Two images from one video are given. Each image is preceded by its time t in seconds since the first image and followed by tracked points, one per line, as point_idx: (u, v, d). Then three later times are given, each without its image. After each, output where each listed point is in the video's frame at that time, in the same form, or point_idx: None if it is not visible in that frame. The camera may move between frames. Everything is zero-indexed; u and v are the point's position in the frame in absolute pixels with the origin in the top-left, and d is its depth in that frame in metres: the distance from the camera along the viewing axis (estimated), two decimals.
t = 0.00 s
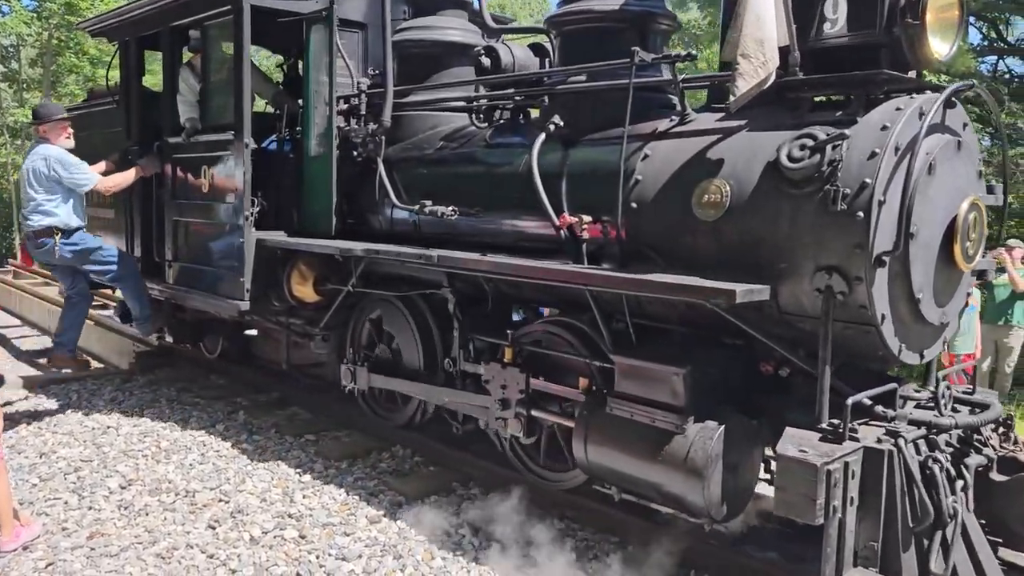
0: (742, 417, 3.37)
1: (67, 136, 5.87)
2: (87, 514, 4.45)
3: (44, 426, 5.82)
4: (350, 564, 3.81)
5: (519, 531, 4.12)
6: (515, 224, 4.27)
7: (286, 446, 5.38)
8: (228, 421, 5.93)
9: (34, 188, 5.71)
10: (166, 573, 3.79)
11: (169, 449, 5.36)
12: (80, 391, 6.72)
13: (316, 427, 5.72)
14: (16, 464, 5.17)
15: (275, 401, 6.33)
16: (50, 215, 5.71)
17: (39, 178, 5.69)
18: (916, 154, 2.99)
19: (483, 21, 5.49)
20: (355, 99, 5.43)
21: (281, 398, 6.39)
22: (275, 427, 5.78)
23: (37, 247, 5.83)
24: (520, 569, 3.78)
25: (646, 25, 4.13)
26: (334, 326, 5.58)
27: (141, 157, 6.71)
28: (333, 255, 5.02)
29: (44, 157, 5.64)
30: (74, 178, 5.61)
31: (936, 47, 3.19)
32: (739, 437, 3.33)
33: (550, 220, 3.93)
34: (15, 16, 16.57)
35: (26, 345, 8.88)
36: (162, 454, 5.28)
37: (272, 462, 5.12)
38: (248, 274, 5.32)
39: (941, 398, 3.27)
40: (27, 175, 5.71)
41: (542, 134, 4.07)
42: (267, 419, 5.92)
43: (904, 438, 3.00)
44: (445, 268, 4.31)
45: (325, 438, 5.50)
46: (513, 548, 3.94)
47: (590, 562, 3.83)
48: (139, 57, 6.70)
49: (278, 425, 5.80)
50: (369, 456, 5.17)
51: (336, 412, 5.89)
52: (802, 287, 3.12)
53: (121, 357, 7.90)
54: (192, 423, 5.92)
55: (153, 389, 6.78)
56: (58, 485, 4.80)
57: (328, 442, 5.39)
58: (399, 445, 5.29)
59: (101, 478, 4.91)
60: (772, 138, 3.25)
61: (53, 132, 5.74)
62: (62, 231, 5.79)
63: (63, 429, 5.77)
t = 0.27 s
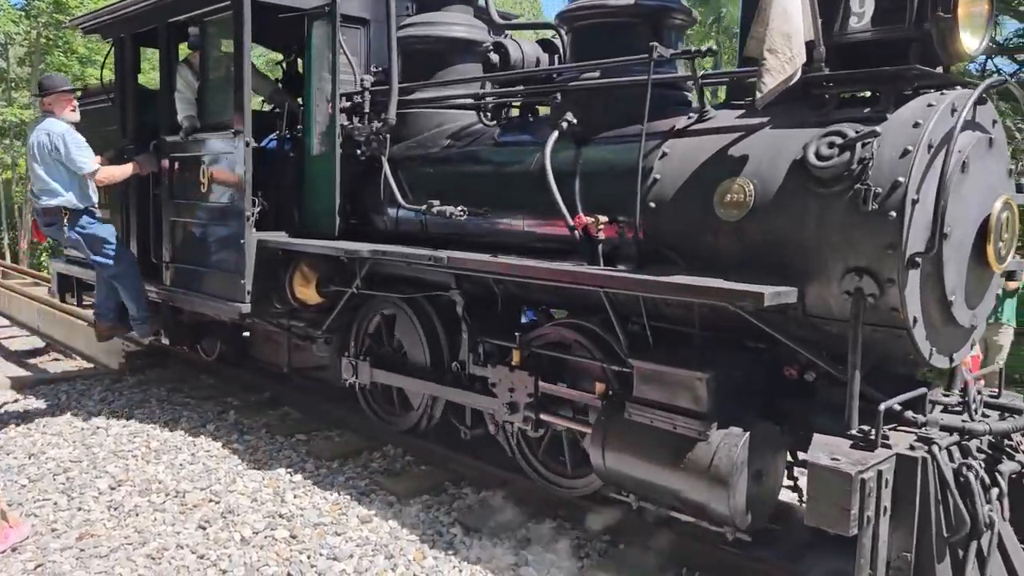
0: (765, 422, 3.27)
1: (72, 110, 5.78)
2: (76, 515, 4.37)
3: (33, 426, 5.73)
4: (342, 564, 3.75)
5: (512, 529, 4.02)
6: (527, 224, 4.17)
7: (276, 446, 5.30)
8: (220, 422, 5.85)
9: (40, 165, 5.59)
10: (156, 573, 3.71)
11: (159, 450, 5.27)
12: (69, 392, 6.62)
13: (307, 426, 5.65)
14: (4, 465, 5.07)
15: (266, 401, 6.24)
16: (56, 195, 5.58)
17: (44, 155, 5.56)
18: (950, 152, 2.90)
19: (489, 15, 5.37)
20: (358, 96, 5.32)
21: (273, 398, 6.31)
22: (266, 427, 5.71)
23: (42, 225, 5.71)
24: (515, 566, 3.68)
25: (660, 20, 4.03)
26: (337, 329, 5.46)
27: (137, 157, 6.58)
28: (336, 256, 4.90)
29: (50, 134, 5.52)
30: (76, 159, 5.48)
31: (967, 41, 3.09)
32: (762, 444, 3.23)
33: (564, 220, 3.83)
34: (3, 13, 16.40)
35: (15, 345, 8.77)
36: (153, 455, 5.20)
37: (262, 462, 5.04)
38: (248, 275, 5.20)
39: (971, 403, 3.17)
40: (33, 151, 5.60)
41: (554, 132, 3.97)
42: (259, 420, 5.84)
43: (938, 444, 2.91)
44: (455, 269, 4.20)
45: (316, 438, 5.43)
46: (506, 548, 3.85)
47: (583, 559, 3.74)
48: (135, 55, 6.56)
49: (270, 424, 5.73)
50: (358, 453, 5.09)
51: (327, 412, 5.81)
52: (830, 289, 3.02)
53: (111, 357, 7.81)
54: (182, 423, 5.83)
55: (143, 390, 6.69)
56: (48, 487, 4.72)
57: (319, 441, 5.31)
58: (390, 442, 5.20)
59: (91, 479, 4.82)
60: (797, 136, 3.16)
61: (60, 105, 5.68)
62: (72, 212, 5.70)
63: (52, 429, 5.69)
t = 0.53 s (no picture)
0: (788, 429, 3.19)
1: (80, 96, 5.86)
2: (64, 516, 4.28)
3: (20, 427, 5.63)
4: (332, 565, 3.71)
5: (505, 528, 4.00)
6: (539, 226, 4.07)
7: (266, 446, 5.26)
8: (209, 421, 5.78)
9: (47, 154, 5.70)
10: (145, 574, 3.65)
11: (148, 450, 5.18)
12: (57, 392, 6.51)
13: (296, 427, 5.59)
14: None
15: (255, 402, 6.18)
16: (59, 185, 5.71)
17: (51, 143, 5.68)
18: (984, 152, 2.82)
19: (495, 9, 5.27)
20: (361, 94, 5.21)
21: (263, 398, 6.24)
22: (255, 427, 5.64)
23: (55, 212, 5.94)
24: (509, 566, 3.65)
25: (676, 16, 3.93)
26: (339, 331, 5.35)
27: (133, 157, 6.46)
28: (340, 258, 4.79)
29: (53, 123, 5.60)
30: (73, 149, 5.50)
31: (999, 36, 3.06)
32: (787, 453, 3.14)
33: (578, 221, 3.73)
34: None
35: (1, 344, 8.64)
36: (142, 456, 5.12)
37: (252, 463, 4.99)
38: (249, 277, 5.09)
39: (1004, 412, 3.09)
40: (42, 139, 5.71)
41: (567, 131, 3.87)
42: (249, 420, 5.77)
43: (973, 454, 2.83)
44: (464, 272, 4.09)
45: (306, 438, 5.39)
46: (498, 547, 3.82)
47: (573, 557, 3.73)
48: (130, 52, 6.42)
49: (259, 425, 5.67)
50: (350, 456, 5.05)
51: (316, 412, 5.77)
52: (859, 293, 2.94)
53: (99, 357, 7.70)
54: (171, 424, 5.76)
55: (132, 390, 6.60)
56: (35, 488, 4.62)
57: (310, 442, 5.27)
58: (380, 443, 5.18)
59: (79, 480, 4.73)
60: (822, 136, 3.07)
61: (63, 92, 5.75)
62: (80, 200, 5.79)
63: (40, 430, 5.60)
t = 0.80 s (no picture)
0: (811, 435, 3.11)
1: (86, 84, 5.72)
2: (51, 519, 4.19)
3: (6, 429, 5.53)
4: (322, 565, 3.66)
5: (498, 527, 3.95)
6: (551, 228, 3.97)
7: (255, 446, 5.17)
8: (197, 421, 5.70)
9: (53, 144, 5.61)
10: None
11: (136, 451, 5.09)
12: (44, 394, 6.40)
13: (285, 427, 5.51)
14: None
15: (243, 402, 6.09)
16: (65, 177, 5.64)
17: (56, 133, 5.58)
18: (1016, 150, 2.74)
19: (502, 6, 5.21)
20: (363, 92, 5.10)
21: (252, 398, 6.16)
22: (244, 428, 5.55)
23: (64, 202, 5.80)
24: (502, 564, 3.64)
25: (688, 12, 3.85)
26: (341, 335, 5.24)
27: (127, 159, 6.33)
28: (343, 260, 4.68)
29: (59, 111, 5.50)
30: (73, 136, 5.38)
31: None
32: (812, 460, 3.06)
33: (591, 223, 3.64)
34: None
35: None
36: (130, 457, 5.01)
37: (241, 463, 4.91)
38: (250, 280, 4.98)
39: None
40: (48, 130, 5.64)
41: (580, 130, 3.78)
42: (239, 420, 5.69)
43: (1006, 461, 2.77)
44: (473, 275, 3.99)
45: (295, 438, 5.31)
46: (489, 546, 3.78)
47: (565, 557, 3.68)
48: (125, 53, 6.28)
49: (247, 425, 5.59)
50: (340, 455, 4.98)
51: (304, 412, 5.69)
52: (888, 297, 2.86)
53: (87, 357, 7.58)
54: (160, 424, 5.66)
55: (119, 390, 6.50)
56: (21, 491, 4.53)
57: (299, 442, 5.19)
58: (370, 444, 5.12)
59: (67, 482, 4.64)
60: (848, 135, 2.99)
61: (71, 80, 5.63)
62: (96, 186, 5.63)
63: (26, 432, 5.50)
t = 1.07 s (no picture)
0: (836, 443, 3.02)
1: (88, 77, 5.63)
2: (37, 520, 4.08)
3: None
4: (310, 566, 3.59)
5: (493, 529, 3.87)
6: (563, 230, 3.87)
7: (243, 446, 5.06)
8: (184, 421, 5.59)
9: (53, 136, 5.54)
10: None
11: (123, 452, 4.97)
12: (30, 394, 6.26)
13: (273, 427, 5.41)
14: None
15: (232, 402, 5.99)
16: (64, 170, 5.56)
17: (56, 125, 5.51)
18: None
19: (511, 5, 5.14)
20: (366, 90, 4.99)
21: (240, 398, 6.06)
22: (232, 428, 5.44)
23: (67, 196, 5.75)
24: (490, 564, 3.59)
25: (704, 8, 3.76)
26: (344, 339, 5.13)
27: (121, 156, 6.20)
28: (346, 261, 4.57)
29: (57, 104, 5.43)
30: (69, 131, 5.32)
31: None
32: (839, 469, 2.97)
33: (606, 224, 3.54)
34: None
35: None
36: (117, 458, 4.89)
37: (230, 463, 4.80)
38: (251, 282, 4.86)
39: None
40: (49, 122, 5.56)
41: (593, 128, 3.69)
42: (227, 420, 5.59)
43: None
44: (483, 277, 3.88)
45: (283, 438, 5.22)
46: (490, 551, 3.69)
47: (559, 559, 3.62)
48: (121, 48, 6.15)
49: (235, 424, 5.48)
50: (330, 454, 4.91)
51: (293, 412, 5.59)
52: (919, 301, 2.77)
53: (75, 358, 7.44)
54: (147, 424, 5.55)
55: (106, 390, 6.38)
56: (6, 492, 4.41)
57: (287, 442, 5.09)
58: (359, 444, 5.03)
59: (53, 483, 4.52)
60: (877, 136, 2.90)
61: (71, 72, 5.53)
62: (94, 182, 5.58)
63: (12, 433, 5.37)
